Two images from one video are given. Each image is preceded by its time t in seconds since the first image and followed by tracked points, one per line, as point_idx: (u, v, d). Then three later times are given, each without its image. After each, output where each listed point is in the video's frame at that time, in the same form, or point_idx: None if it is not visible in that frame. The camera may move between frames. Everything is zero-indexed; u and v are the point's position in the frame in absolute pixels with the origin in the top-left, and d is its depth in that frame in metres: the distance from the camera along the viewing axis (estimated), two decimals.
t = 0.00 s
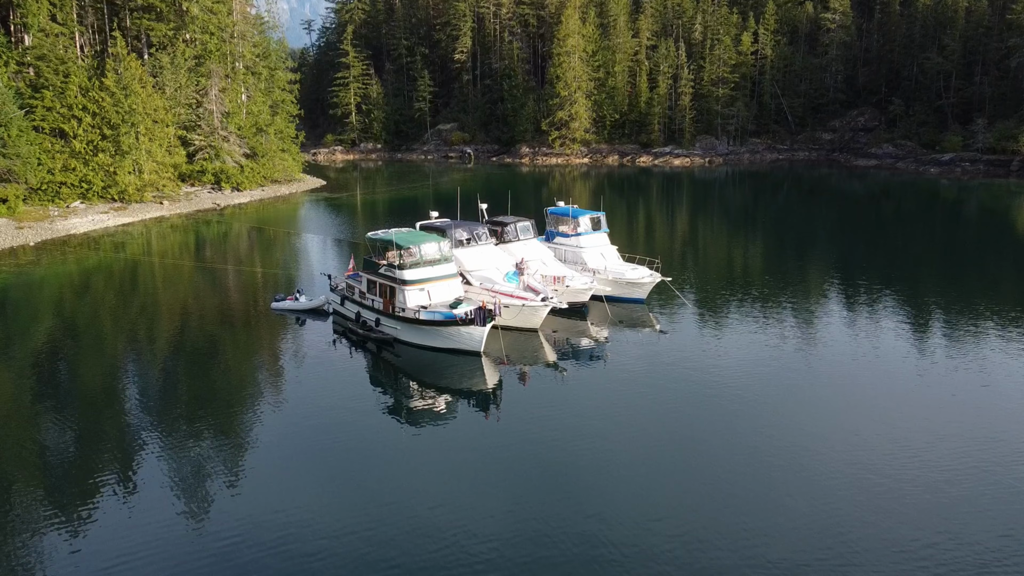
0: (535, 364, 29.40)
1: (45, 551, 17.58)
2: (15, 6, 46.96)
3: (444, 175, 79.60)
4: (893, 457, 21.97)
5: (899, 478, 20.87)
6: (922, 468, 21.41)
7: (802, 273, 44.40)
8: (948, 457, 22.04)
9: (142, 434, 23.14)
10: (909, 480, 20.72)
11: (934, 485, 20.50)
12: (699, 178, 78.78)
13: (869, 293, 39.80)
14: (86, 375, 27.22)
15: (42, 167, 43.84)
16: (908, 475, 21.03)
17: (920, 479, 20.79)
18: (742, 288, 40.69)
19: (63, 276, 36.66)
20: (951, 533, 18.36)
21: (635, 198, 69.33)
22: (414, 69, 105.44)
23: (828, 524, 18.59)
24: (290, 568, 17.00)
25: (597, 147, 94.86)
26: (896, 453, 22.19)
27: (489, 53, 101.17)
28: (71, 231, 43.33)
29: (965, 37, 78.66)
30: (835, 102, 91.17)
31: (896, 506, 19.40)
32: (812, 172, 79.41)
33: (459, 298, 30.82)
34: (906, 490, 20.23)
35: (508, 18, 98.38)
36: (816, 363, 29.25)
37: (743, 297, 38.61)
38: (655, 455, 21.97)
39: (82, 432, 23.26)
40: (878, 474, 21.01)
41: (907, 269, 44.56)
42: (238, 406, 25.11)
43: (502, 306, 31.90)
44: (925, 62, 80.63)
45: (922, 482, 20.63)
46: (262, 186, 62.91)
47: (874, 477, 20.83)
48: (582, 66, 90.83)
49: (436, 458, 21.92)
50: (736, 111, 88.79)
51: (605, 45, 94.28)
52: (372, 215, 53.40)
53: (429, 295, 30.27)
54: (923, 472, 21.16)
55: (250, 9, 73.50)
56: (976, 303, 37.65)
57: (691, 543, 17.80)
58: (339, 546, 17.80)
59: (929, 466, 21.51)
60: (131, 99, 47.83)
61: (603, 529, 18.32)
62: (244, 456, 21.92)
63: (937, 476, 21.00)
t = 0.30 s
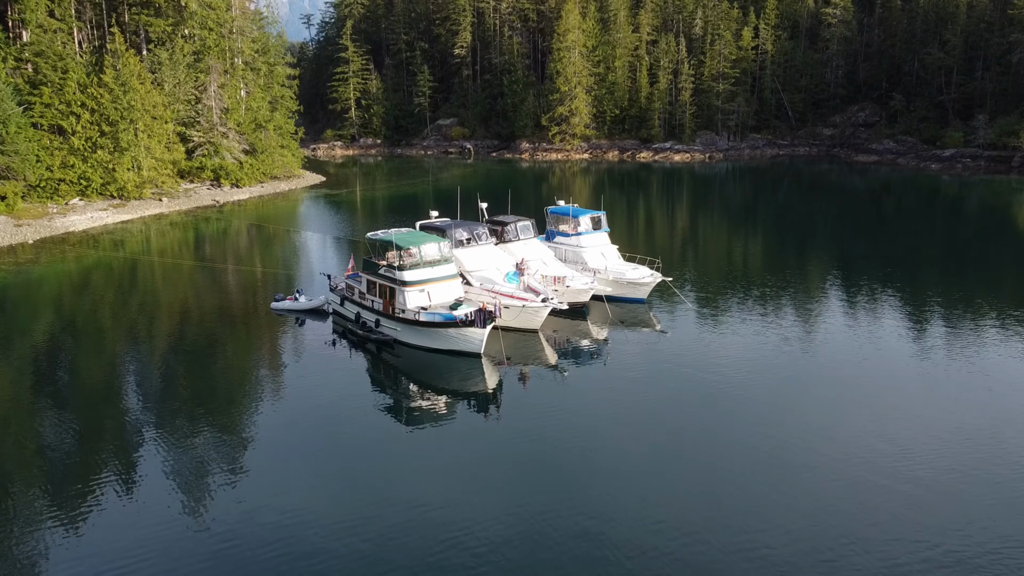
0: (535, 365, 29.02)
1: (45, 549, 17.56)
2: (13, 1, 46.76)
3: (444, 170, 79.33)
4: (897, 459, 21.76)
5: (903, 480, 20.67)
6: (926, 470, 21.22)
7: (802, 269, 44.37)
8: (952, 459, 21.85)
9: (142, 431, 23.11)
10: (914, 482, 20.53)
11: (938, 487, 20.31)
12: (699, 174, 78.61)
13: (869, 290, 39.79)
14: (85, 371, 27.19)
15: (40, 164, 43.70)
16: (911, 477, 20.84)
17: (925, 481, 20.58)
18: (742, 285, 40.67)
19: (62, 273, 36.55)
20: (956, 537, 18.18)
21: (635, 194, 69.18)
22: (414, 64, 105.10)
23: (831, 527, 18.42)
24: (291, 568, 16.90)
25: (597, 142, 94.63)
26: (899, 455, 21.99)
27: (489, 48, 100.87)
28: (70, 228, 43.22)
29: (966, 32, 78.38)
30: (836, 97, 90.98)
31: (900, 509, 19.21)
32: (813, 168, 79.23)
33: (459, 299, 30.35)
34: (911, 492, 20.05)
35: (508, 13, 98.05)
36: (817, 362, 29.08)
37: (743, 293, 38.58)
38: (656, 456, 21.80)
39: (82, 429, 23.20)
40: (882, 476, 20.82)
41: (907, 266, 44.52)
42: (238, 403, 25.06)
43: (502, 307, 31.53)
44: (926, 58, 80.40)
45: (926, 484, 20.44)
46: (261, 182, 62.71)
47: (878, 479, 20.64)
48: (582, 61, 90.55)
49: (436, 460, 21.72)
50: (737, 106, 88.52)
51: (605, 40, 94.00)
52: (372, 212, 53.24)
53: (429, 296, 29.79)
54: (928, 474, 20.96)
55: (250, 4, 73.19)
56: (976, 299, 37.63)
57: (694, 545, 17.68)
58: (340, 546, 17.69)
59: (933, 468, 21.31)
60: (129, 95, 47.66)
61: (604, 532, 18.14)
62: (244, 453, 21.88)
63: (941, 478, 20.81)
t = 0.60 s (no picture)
0: (535, 367, 28.30)
1: (45, 547, 17.52)
2: None
3: (443, 166, 79.01)
4: (904, 461, 21.37)
5: (911, 482, 20.29)
6: (933, 472, 20.83)
7: (802, 264, 44.31)
8: (960, 461, 21.45)
9: (141, 427, 23.10)
10: (921, 485, 20.14)
11: (946, 490, 19.92)
12: (699, 170, 78.44)
13: (869, 285, 39.79)
14: (85, 368, 27.18)
15: (39, 161, 43.49)
16: (919, 479, 20.44)
17: (933, 484, 20.19)
18: (742, 280, 40.64)
19: (60, 271, 36.38)
20: (965, 541, 17.82)
21: (635, 189, 69.02)
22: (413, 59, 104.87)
23: (837, 531, 18.06)
24: (289, 570, 16.65)
25: (597, 138, 94.43)
26: (906, 457, 21.59)
27: (489, 43, 100.69)
28: (68, 226, 43.04)
29: (968, 27, 78.03)
30: (836, 93, 90.79)
31: (907, 513, 18.83)
32: (813, 164, 79.03)
33: (460, 301, 29.56)
34: (919, 495, 19.66)
35: (507, 8, 97.78)
36: (820, 360, 28.76)
37: (743, 290, 38.44)
38: (659, 457, 21.42)
39: (81, 426, 23.17)
40: (889, 478, 20.45)
41: (906, 262, 44.39)
42: (237, 400, 25.04)
43: (502, 310, 30.79)
44: (927, 53, 80.13)
45: (935, 487, 20.06)
46: (260, 178, 62.48)
47: (885, 482, 20.27)
48: (582, 56, 90.30)
49: (435, 462, 21.33)
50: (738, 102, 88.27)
51: (605, 35, 93.84)
52: (371, 209, 53.02)
53: (428, 298, 28.98)
54: (936, 477, 20.56)
55: None
56: (975, 296, 37.53)
57: (697, 547, 17.40)
58: (339, 547, 17.45)
59: (941, 471, 20.91)
60: (127, 92, 47.39)
61: (606, 536, 17.77)
62: (244, 448, 21.92)
63: (949, 480, 20.41)
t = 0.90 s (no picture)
0: (536, 369, 27.63)
1: (45, 543, 17.56)
2: None
3: (443, 162, 78.64)
4: (910, 463, 21.01)
5: (918, 484, 19.95)
6: (940, 473, 20.47)
7: (802, 261, 44.17)
8: (966, 463, 21.12)
9: (141, 423, 23.14)
10: (928, 487, 19.80)
11: (954, 492, 19.60)
12: (700, 165, 78.22)
13: (869, 281, 39.73)
14: (85, 364, 27.24)
15: (36, 158, 43.16)
16: (926, 481, 20.10)
17: (939, 486, 19.86)
18: (743, 276, 40.52)
19: (59, 270, 36.21)
20: (973, 545, 17.51)
21: (635, 185, 68.79)
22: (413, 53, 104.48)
23: (843, 535, 17.74)
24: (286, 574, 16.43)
25: (597, 133, 94.12)
26: (912, 459, 21.26)
27: (488, 37, 100.39)
28: (67, 224, 42.89)
29: (970, 22, 77.61)
30: (837, 88, 90.47)
31: (914, 516, 18.49)
32: (814, 159, 78.80)
33: (460, 303, 29.02)
34: (925, 497, 19.34)
35: (507, 3, 97.43)
36: (823, 358, 28.47)
37: (743, 286, 38.32)
38: (661, 458, 21.08)
39: (81, 422, 23.22)
40: (895, 480, 20.10)
41: (906, 258, 44.31)
42: (237, 395, 25.06)
43: (502, 312, 29.94)
44: (929, 48, 79.76)
45: (942, 489, 19.72)
46: (259, 175, 62.22)
47: (891, 484, 19.93)
48: (582, 51, 89.95)
49: (434, 464, 21.00)
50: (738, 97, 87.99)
51: (605, 30, 93.58)
52: (370, 206, 52.80)
53: (428, 301, 28.46)
54: (943, 479, 20.23)
55: None
56: (976, 292, 37.48)
57: (700, 550, 17.15)
58: (337, 550, 17.21)
59: (947, 473, 20.57)
60: (125, 88, 47.15)
61: (607, 541, 17.44)
62: (244, 443, 22.01)
63: (956, 482, 20.09)
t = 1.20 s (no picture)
0: (536, 372, 27.04)
1: (45, 539, 17.57)
2: None
3: (443, 157, 78.24)
4: (916, 465, 20.58)
5: (924, 487, 19.53)
6: (946, 476, 20.07)
7: (802, 256, 44.03)
8: (972, 464, 20.74)
9: (140, 419, 23.14)
10: (934, 490, 19.42)
11: (961, 495, 19.19)
12: (701, 160, 78.02)
13: (869, 276, 39.68)
14: (84, 361, 27.19)
15: (34, 154, 42.94)
16: (932, 484, 19.68)
17: (946, 488, 19.47)
18: (743, 271, 40.39)
19: (58, 267, 36.02)
20: (981, 550, 17.11)
21: (636, 180, 68.54)
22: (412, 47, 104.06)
23: (847, 540, 17.35)
24: None
25: (598, 128, 93.75)
26: (918, 461, 20.84)
27: (488, 31, 100.06)
28: (65, 221, 42.78)
29: (972, 16, 77.12)
30: (838, 82, 90.10)
31: (920, 519, 18.17)
32: (815, 154, 78.57)
33: (460, 306, 28.19)
34: (931, 500, 18.93)
35: None
36: (825, 356, 28.13)
37: (743, 281, 38.13)
38: (662, 461, 20.67)
39: (81, 418, 23.20)
40: (901, 483, 19.68)
41: (907, 254, 44.12)
42: (237, 391, 25.01)
43: (502, 314, 29.16)
44: (931, 42, 79.32)
45: (949, 492, 19.30)
46: (258, 170, 61.93)
47: (897, 486, 19.52)
48: (583, 45, 89.53)
49: (431, 466, 20.62)
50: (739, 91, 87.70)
51: (605, 24, 93.30)
52: (370, 202, 52.56)
53: (428, 303, 27.67)
54: (950, 481, 19.84)
55: None
56: (976, 287, 37.35)
57: (703, 554, 16.80)
58: (333, 554, 16.89)
59: (953, 475, 20.18)
60: (123, 83, 46.86)
61: (606, 547, 17.05)
62: (243, 437, 22.07)
63: (962, 484, 19.68)
